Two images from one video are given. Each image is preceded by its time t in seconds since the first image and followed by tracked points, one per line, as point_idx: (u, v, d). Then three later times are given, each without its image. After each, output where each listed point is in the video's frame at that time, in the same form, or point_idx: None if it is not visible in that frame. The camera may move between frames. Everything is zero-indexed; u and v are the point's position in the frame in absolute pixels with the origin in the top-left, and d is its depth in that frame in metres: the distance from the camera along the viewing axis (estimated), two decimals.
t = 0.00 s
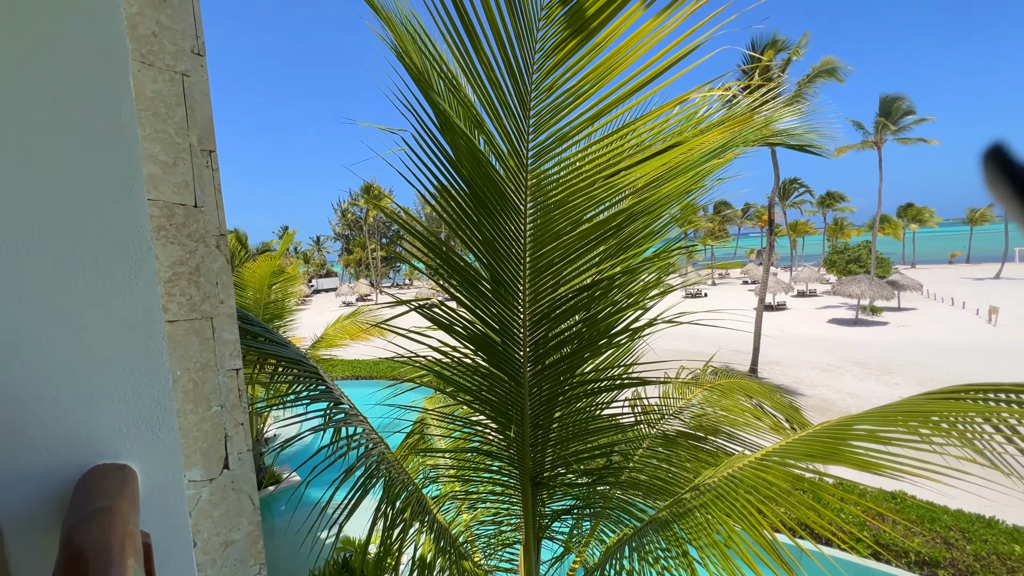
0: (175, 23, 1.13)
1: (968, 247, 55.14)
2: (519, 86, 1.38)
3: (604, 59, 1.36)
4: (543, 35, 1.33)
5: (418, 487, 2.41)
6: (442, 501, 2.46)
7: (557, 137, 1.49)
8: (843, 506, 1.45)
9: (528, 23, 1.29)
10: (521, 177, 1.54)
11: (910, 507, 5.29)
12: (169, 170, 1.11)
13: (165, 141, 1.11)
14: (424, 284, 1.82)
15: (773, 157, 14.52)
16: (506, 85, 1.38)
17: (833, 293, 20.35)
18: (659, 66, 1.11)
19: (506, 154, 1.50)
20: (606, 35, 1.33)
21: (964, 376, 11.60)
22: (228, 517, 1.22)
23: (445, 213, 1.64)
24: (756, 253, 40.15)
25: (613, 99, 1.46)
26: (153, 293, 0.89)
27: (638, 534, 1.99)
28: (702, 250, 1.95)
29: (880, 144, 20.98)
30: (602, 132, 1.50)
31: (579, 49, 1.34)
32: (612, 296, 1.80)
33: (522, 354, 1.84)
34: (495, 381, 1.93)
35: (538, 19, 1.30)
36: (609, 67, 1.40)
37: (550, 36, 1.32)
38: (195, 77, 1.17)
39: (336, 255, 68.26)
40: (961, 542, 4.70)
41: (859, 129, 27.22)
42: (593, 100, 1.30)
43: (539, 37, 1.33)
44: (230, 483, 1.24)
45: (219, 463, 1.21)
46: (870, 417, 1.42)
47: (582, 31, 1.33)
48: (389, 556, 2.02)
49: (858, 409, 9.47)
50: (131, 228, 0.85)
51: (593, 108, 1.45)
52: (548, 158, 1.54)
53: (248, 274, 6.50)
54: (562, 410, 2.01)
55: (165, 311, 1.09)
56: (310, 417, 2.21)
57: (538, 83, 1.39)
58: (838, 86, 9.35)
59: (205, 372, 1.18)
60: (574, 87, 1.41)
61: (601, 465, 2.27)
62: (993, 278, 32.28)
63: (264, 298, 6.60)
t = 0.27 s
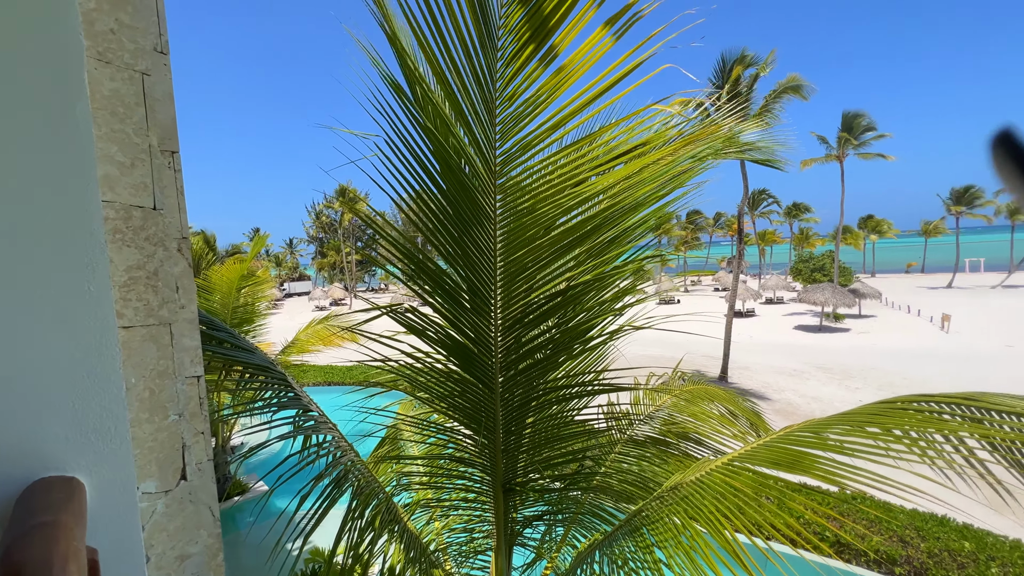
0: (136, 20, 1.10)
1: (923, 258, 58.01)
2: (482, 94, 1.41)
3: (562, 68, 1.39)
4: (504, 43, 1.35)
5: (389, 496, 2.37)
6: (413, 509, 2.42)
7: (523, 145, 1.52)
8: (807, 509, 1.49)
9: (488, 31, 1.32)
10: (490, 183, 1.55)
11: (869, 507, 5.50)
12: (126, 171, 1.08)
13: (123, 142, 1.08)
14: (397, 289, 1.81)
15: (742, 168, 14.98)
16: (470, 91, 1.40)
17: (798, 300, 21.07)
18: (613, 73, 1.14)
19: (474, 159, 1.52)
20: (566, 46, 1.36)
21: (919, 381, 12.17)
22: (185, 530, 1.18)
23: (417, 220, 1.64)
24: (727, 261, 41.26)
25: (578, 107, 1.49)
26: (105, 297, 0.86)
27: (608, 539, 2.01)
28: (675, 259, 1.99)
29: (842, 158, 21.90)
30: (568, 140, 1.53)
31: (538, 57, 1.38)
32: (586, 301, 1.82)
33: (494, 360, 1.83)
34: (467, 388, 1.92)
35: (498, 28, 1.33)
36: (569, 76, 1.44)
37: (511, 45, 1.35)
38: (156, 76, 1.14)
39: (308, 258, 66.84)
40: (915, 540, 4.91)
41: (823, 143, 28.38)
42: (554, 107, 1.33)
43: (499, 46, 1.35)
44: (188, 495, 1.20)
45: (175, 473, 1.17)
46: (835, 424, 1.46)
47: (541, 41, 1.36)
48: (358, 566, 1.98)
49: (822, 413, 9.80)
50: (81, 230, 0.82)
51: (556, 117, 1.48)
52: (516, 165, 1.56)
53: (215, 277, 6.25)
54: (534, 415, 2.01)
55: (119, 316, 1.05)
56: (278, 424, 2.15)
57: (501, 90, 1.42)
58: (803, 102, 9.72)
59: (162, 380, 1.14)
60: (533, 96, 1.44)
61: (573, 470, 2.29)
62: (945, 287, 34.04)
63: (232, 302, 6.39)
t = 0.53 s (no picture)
0: (69, 12, 1.09)
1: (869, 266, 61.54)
2: (433, 99, 1.41)
3: (508, 73, 1.41)
4: (453, 50, 1.35)
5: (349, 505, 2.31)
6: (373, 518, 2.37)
7: (479, 151, 1.53)
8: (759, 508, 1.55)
9: (438, 36, 1.32)
10: (448, 187, 1.55)
11: (819, 503, 5.77)
12: (56, 170, 1.06)
13: (54, 138, 1.06)
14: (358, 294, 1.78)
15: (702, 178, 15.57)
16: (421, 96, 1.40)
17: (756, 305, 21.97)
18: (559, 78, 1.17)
19: (429, 165, 1.52)
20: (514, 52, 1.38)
21: (863, 382, 12.90)
22: (118, 548, 1.15)
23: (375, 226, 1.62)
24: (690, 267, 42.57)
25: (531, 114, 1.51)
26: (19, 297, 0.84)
27: (569, 543, 2.02)
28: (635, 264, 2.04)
29: (796, 170, 23.03)
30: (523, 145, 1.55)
31: (486, 63, 1.39)
32: (549, 302, 1.84)
33: (455, 364, 1.82)
34: (428, 393, 1.90)
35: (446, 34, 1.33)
36: (517, 83, 1.47)
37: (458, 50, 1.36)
38: (92, 70, 1.12)
39: (270, 261, 64.67)
40: (860, 533, 5.17)
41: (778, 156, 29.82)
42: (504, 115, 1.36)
43: (449, 52, 1.35)
44: (123, 510, 1.16)
45: (108, 488, 1.13)
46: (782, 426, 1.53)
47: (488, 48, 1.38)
48: None
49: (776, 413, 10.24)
50: None
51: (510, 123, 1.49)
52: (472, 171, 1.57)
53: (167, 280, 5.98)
54: (497, 419, 2.01)
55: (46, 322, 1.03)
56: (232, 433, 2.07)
57: (454, 96, 1.42)
58: (759, 116, 10.17)
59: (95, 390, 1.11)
60: (481, 101, 1.45)
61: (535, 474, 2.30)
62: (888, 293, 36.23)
63: (185, 306, 6.12)
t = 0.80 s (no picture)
0: None
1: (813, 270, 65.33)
2: (380, 99, 1.39)
3: (453, 71, 1.41)
4: (399, 48, 1.34)
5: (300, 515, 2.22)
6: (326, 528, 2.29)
7: (431, 151, 1.52)
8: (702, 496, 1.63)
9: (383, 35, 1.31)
10: (401, 187, 1.54)
11: (766, 496, 6.05)
12: None
13: None
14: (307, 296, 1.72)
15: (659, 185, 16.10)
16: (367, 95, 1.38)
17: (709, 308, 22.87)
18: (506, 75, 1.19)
19: (380, 163, 1.50)
20: (460, 51, 1.39)
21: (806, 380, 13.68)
22: (35, 566, 1.16)
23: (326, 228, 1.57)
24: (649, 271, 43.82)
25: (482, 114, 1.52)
26: None
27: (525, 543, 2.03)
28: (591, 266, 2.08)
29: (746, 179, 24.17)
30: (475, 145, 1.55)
31: (432, 62, 1.38)
32: (508, 301, 1.84)
33: (411, 367, 1.79)
34: (384, 397, 1.85)
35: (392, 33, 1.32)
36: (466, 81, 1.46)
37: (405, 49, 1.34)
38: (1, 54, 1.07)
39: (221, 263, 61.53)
40: (803, 522, 5.46)
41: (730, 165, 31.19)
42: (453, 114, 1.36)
43: (395, 51, 1.34)
44: (37, 529, 1.16)
45: (20, 505, 1.13)
46: (721, 417, 1.61)
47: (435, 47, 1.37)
48: None
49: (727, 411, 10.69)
50: None
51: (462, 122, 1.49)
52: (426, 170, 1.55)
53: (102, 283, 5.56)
54: (455, 421, 1.99)
55: None
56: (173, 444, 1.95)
57: (403, 95, 1.40)
58: (710, 127, 10.61)
59: (5, 400, 1.10)
60: (428, 99, 1.43)
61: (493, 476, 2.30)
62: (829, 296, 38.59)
63: (123, 311, 5.74)
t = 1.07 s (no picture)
0: None
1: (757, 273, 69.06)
2: (332, 96, 1.37)
3: (408, 69, 1.40)
4: (353, 46, 1.33)
5: (246, 528, 2.13)
6: (273, 540, 2.20)
7: (385, 150, 1.50)
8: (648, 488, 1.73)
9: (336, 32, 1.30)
10: (352, 187, 1.51)
11: (714, 488, 6.33)
12: None
13: None
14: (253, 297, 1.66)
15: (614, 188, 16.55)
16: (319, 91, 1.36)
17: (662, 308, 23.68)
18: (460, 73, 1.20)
19: (332, 162, 1.47)
20: (414, 50, 1.39)
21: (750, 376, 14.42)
22: None
23: (275, 228, 1.51)
24: (606, 273, 44.83)
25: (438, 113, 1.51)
26: None
27: (481, 541, 2.02)
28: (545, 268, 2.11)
29: (695, 185, 25.24)
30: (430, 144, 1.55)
31: (386, 59, 1.37)
32: (466, 301, 1.83)
33: (362, 371, 1.75)
34: (336, 401, 1.81)
35: (347, 30, 1.31)
36: (420, 79, 1.45)
37: (357, 45, 1.33)
38: None
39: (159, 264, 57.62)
40: (747, 511, 5.74)
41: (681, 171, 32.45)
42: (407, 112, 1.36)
43: (349, 49, 1.33)
44: None
45: None
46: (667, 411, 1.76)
47: (388, 45, 1.37)
48: None
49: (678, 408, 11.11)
50: None
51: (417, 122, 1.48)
52: (379, 168, 1.53)
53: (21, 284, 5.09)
54: (409, 424, 1.97)
55: None
56: (103, 459, 1.82)
57: (356, 93, 1.39)
58: (662, 134, 11.02)
59: None
60: (383, 97, 1.41)
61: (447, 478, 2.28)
62: (772, 297, 40.88)
63: (46, 315, 5.27)
